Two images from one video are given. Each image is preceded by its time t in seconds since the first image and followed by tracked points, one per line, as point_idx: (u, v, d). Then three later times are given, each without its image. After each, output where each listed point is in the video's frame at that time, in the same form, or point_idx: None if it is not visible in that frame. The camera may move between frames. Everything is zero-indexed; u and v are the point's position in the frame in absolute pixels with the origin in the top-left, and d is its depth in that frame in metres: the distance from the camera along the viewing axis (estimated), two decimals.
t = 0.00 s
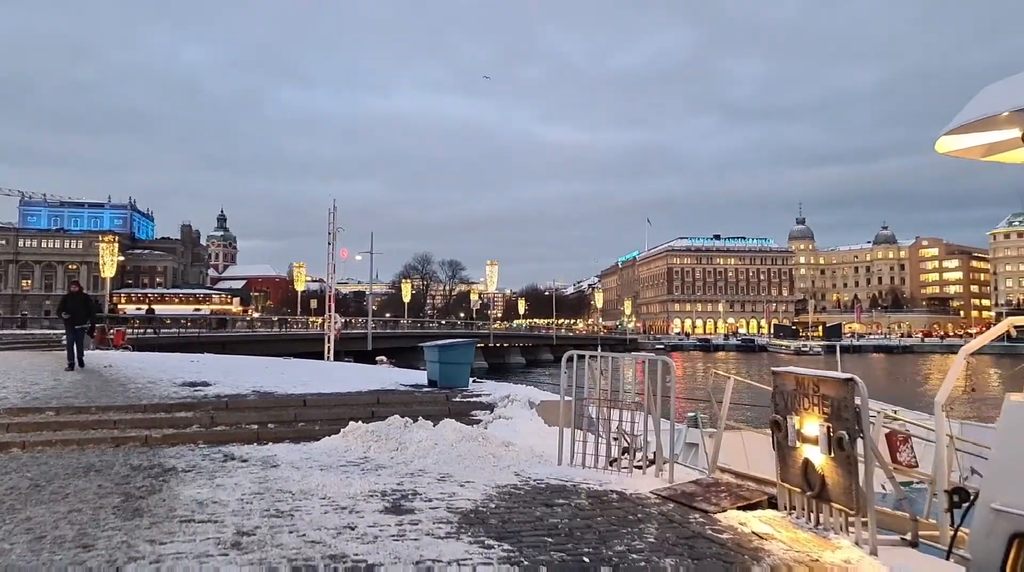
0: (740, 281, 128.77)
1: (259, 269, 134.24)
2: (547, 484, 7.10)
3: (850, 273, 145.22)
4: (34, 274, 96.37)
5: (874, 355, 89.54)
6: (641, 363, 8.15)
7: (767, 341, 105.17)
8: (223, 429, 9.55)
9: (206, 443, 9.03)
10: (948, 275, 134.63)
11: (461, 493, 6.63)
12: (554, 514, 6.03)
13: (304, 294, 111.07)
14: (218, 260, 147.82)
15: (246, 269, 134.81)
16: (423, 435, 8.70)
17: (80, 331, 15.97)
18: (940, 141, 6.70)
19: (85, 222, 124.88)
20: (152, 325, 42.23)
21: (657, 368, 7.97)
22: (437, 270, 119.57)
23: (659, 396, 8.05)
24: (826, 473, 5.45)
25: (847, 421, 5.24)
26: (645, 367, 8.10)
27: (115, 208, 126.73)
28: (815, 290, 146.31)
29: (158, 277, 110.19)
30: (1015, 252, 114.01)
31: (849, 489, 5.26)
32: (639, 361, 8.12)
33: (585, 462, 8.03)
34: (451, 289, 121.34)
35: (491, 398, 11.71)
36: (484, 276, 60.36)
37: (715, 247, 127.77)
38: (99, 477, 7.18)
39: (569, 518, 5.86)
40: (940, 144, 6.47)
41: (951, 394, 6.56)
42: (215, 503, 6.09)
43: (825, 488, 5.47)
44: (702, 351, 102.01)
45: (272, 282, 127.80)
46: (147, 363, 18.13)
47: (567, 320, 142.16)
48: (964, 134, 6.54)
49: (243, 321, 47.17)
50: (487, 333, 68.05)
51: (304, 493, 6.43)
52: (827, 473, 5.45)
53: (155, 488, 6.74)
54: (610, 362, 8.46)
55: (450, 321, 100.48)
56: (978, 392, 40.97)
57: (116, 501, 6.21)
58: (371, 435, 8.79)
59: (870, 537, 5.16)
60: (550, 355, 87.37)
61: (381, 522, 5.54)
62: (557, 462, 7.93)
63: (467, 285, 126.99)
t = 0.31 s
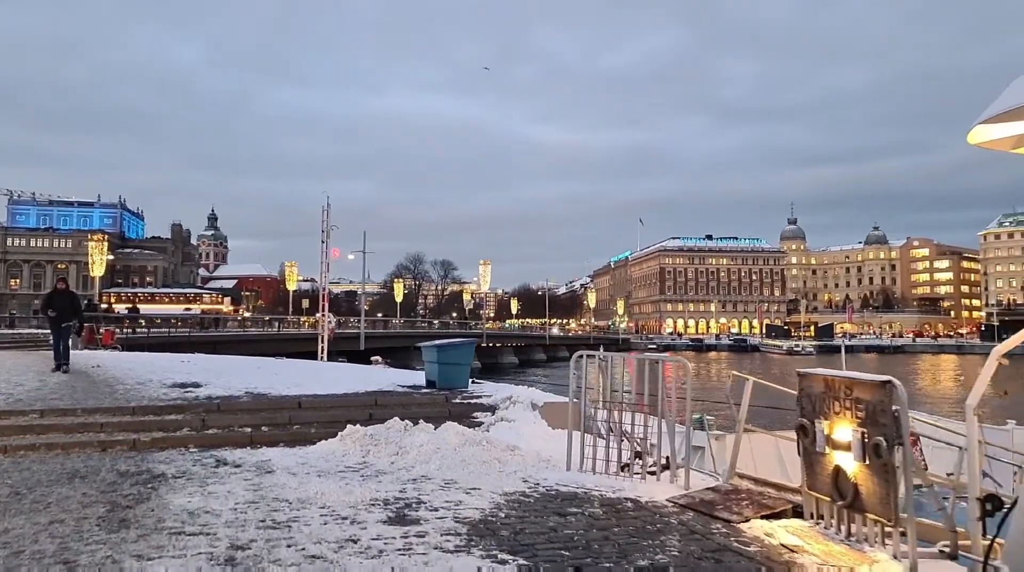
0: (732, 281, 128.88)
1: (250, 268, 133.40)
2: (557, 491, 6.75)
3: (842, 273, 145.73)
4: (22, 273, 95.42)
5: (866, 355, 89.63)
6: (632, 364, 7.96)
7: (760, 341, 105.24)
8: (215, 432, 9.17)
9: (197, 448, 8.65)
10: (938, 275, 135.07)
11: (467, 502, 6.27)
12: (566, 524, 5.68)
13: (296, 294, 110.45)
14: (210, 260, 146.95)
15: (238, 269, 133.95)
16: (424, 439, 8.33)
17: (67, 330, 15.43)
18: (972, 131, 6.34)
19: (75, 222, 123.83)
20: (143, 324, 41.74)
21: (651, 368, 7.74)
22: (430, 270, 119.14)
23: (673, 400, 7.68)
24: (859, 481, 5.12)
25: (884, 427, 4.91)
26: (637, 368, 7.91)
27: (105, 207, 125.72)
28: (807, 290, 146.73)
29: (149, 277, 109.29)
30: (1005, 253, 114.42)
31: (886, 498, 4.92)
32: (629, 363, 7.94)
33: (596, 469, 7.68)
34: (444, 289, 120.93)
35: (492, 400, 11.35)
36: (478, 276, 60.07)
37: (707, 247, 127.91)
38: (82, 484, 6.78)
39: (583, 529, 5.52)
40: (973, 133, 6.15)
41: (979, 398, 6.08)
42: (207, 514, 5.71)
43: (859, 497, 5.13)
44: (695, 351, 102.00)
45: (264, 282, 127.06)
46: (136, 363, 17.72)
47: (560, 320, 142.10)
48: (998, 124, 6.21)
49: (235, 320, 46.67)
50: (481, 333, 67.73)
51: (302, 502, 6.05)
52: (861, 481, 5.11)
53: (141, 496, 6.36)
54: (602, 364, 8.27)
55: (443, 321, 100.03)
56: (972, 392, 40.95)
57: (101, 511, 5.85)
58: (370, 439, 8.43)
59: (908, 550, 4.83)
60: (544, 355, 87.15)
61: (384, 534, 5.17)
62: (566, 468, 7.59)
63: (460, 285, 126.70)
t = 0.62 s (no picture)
0: (725, 281, 128.96)
1: (242, 268, 132.61)
2: (571, 500, 6.43)
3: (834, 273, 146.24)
4: (11, 273, 94.46)
5: (859, 355, 89.71)
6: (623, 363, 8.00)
7: (752, 341, 105.36)
8: (209, 436, 8.80)
9: (190, 454, 8.28)
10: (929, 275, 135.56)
11: (477, 512, 5.94)
12: (585, 536, 5.36)
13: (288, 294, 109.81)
14: (201, 260, 145.98)
15: (229, 269, 133.11)
16: (427, 444, 8.00)
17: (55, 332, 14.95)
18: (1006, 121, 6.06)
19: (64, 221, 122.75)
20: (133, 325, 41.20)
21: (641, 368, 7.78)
22: (423, 270, 118.71)
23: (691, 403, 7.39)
24: (899, 491, 4.82)
25: (927, 434, 4.61)
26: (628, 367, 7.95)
27: (95, 206, 124.65)
28: (798, 290, 147.15)
29: (139, 277, 108.36)
30: (996, 253, 114.88)
31: (928, 508, 4.62)
32: (621, 361, 8.00)
33: (609, 475, 7.35)
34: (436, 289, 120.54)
35: (495, 402, 11.01)
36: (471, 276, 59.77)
37: (700, 248, 128.01)
38: (70, 493, 6.42)
39: (604, 542, 5.20)
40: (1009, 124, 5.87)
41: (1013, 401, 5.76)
42: (203, 527, 5.36)
43: (898, 508, 4.83)
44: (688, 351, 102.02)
45: (255, 282, 126.30)
46: (127, 365, 17.29)
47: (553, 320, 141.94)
48: None
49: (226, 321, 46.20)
50: (475, 333, 67.42)
51: (304, 513, 5.72)
52: (900, 491, 4.82)
53: (132, 507, 6.00)
54: (595, 363, 8.33)
55: (436, 321, 99.56)
56: (966, 392, 40.96)
57: (89, 524, 5.49)
58: (371, 444, 8.09)
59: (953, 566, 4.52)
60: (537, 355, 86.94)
61: (393, 550, 4.84)
62: (578, 475, 7.27)
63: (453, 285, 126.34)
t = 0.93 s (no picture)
0: (721, 280, 128.90)
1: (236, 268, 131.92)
2: (587, 503, 6.07)
3: (829, 273, 146.37)
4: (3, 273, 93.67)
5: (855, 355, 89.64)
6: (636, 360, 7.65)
7: (749, 340, 105.24)
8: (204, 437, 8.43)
9: (184, 455, 7.89)
10: (924, 275, 135.84)
11: (489, 517, 5.58)
12: (607, 544, 5.01)
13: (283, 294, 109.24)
14: (195, 259, 145.25)
15: (223, 268, 132.43)
16: (433, 444, 7.64)
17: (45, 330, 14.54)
18: None
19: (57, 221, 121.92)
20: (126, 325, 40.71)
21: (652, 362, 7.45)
22: (418, 269, 118.24)
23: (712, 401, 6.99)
24: (947, 496, 4.48)
25: (981, 434, 4.28)
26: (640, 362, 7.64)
27: (88, 205, 123.91)
28: (794, 289, 147.26)
29: (133, 277, 107.64)
30: (991, 253, 115.07)
31: (980, 514, 4.28)
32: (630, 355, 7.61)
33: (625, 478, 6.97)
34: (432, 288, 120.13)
35: (499, 402, 10.62)
36: (467, 275, 59.39)
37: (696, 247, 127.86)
38: (56, 498, 6.04)
39: (629, 551, 4.85)
40: None
41: None
42: (198, 534, 5.00)
43: (946, 513, 4.49)
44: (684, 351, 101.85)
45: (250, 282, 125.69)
46: (119, 363, 16.86)
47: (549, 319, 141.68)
48: None
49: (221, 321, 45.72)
50: (471, 332, 67.11)
51: (305, 519, 5.35)
52: (949, 495, 4.48)
53: (121, 512, 5.62)
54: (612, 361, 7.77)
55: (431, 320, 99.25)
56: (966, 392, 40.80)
57: (75, 530, 5.12)
58: (374, 444, 7.73)
59: None
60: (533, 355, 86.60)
61: (402, 560, 4.48)
62: (592, 478, 6.91)
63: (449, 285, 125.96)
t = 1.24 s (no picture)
0: (720, 281, 128.63)
1: (234, 268, 131.50)
2: (602, 520, 5.74)
3: (829, 273, 146.16)
4: None
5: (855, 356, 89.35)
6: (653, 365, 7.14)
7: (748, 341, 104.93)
8: (199, 446, 8.08)
9: (177, 466, 7.54)
10: (924, 275, 135.64)
11: (501, 536, 5.24)
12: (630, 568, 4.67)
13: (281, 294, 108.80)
14: (193, 260, 144.80)
15: (221, 269, 131.99)
16: (438, 455, 7.30)
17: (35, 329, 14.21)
18: None
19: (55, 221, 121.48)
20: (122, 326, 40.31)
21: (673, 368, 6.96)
22: (417, 270, 117.86)
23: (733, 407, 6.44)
24: (998, 517, 4.15)
25: None
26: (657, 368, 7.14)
27: (86, 206, 123.48)
28: (793, 290, 147.05)
29: (131, 277, 107.18)
30: (990, 254, 114.85)
31: None
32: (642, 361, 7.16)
33: (642, 491, 6.62)
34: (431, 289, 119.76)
35: (504, 408, 10.27)
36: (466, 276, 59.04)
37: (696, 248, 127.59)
38: (41, 515, 5.69)
39: None
40: None
41: None
42: (191, 557, 4.65)
43: (996, 536, 4.16)
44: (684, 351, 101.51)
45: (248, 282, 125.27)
46: (113, 367, 16.51)
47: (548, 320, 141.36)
48: None
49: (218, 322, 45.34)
50: (470, 333, 66.77)
51: (305, 539, 5.01)
52: (1000, 517, 4.15)
53: (109, 532, 5.28)
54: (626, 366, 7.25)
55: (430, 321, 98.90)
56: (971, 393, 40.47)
57: (58, 553, 4.77)
58: (376, 455, 7.39)
59: None
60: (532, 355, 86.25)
61: None
62: (606, 491, 6.58)
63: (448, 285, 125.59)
